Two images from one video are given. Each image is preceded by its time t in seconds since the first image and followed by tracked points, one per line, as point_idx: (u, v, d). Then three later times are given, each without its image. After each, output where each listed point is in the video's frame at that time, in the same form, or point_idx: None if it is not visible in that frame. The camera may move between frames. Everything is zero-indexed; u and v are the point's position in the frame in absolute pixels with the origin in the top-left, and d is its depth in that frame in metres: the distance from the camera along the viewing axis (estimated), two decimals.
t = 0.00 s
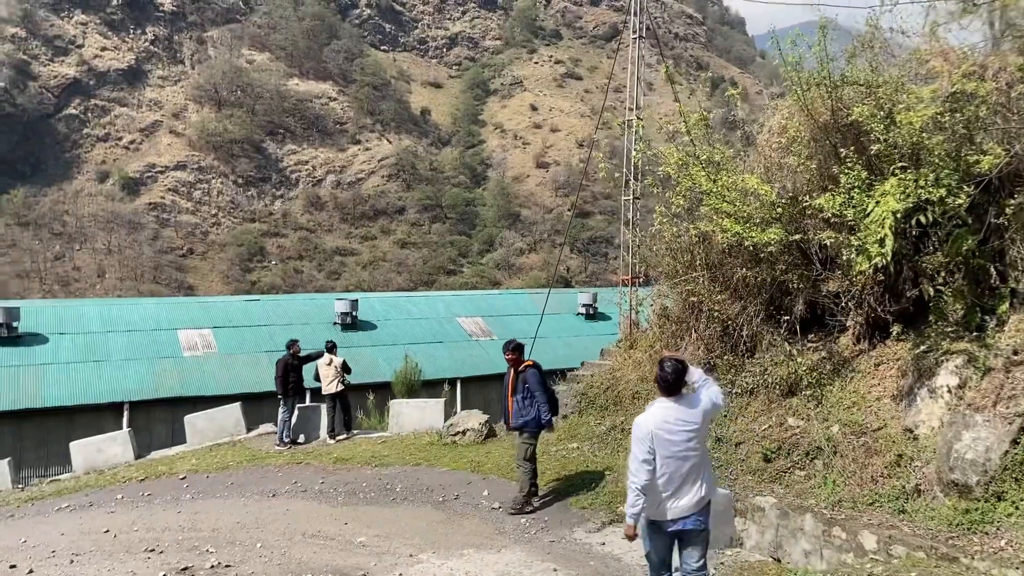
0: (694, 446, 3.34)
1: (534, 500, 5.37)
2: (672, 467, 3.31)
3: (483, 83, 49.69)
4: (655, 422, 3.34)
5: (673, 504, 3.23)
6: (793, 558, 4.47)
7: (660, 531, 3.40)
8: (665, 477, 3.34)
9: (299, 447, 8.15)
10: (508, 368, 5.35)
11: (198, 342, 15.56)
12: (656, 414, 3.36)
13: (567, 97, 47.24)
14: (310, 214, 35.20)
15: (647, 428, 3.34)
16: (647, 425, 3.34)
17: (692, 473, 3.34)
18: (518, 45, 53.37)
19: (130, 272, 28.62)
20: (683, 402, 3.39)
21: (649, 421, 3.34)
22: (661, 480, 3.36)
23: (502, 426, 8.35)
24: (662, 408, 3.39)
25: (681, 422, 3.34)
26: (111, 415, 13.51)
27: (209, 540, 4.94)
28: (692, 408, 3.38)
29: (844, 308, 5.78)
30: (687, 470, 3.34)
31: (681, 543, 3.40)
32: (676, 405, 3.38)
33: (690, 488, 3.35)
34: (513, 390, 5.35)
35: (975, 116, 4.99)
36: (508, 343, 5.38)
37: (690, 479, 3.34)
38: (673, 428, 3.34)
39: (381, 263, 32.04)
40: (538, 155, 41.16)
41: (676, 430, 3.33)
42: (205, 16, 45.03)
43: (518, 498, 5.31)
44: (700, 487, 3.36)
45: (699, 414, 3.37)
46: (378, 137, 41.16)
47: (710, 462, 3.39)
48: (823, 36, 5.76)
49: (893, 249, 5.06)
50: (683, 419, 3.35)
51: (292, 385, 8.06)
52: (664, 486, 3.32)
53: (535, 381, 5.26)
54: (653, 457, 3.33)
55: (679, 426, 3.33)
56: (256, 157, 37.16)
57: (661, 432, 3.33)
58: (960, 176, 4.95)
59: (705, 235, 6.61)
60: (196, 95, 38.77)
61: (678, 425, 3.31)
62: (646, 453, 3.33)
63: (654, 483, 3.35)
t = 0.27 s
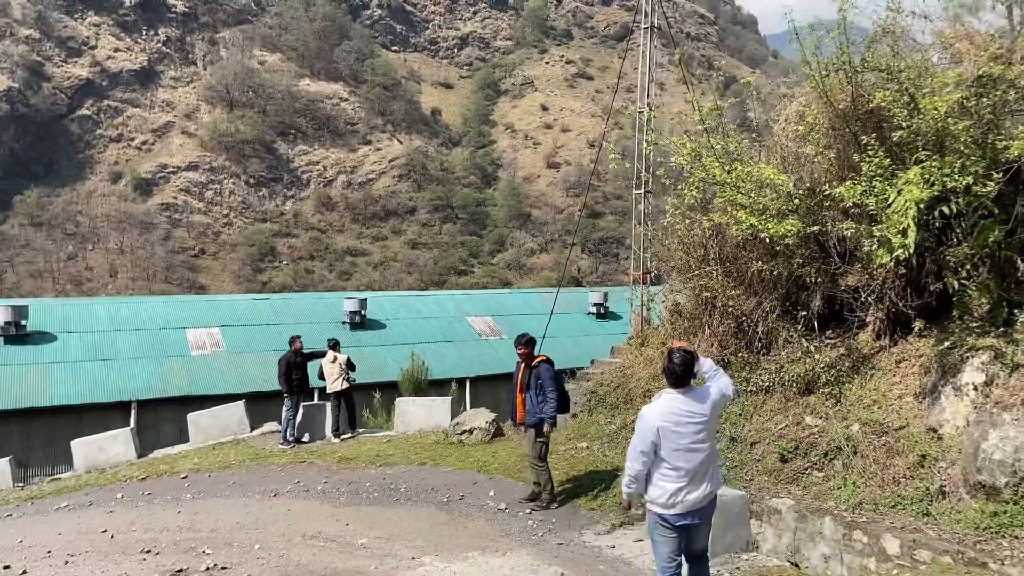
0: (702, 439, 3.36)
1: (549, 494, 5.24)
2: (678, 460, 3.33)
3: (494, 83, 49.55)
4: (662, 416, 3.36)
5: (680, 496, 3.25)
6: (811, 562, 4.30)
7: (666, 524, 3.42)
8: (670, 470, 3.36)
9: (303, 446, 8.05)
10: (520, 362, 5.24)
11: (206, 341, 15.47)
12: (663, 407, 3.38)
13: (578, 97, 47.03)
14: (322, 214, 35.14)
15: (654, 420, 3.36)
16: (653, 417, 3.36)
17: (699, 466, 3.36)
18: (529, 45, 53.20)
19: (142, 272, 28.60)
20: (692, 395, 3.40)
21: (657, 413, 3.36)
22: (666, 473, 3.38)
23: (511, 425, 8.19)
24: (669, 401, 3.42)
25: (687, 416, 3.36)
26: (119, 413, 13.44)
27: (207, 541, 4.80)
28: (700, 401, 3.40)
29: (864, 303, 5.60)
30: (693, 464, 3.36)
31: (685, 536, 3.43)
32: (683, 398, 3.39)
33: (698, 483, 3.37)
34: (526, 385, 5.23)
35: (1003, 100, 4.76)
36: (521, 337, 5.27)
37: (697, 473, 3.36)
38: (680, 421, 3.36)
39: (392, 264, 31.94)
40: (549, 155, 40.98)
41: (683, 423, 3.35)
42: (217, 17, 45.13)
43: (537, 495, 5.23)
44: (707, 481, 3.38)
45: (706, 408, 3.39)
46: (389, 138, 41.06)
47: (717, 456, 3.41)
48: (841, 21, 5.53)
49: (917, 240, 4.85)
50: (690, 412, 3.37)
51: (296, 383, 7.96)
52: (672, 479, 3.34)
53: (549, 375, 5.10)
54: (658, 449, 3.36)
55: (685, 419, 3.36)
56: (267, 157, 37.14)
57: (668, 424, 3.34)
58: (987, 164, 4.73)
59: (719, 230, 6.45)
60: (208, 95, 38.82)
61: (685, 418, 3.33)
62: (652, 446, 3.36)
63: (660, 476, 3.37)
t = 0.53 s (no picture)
0: (716, 441, 3.20)
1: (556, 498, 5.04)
2: (692, 464, 3.16)
3: (504, 84, 49.44)
4: (676, 417, 3.17)
5: (696, 503, 3.08)
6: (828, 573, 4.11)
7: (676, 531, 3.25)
8: (683, 475, 3.19)
9: (305, 447, 7.94)
10: (532, 364, 5.07)
11: (212, 342, 15.37)
12: (676, 408, 3.20)
13: (588, 98, 46.86)
14: (332, 216, 35.08)
15: (668, 422, 3.17)
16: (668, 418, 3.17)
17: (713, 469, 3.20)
18: (539, 46, 53.09)
19: (153, 273, 28.58)
20: (704, 395, 3.24)
21: (670, 415, 3.18)
22: (679, 476, 3.21)
23: (517, 428, 8.02)
24: (681, 401, 3.24)
25: (702, 417, 3.19)
26: (124, 415, 13.34)
27: (201, 548, 4.65)
28: (712, 402, 3.24)
29: (883, 303, 5.40)
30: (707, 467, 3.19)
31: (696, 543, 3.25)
32: (696, 398, 3.22)
33: (711, 488, 3.20)
34: (536, 388, 5.07)
35: None
36: (534, 338, 5.09)
37: (711, 477, 3.20)
38: (694, 422, 3.19)
39: (402, 265, 31.84)
40: (559, 156, 40.82)
41: (697, 425, 3.18)
42: (228, 20, 45.25)
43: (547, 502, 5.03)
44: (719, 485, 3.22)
45: (720, 408, 3.23)
46: (399, 139, 41.00)
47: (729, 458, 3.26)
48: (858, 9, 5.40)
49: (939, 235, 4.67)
50: (704, 412, 3.20)
51: (299, 384, 7.86)
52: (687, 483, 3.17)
53: (559, 380, 4.93)
54: (672, 453, 3.18)
55: (700, 420, 3.18)
56: (278, 159, 37.13)
57: (682, 426, 3.17)
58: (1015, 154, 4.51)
59: (732, 227, 6.26)
60: (218, 97, 38.88)
61: (701, 420, 3.16)
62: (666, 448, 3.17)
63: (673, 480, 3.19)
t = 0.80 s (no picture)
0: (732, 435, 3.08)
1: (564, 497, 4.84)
2: (710, 459, 3.04)
3: (512, 85, 49.28)
4: (690, 411, 3.05)
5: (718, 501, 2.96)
6: None
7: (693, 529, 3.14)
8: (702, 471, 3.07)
9: (306, 447, 7.82)
10: (539, 363, 4.90)
11: (217, 341, 15.25)
12: (690, 402, 3.08)
13: (597, 99, 46.66)
14: (340, 217, 34.98)
15: (682, 416, 3.05)
16: (682, 413, 3.05)
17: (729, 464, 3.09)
18: (546, 48, 52.92)
19: (162, 274, 28.52)
20: (717, 388, 3.13)
21: (684, 409, 3.05)
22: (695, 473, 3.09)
23: (524, 428, 7.85)
24: (695, 394, 3.12)
25: (716, 410, 3.07)
26: (128, 415, 13.23)
27: (194, 552, 4.50)
28: (726, 395, 3.13)
29: (902, 298, 5.22)
30: (723, 462, 3.08)
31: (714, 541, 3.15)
32: (710, 391, 3.10)
33: (727, 483, 3.10)
34: (544, 387, 4.90)
35: None
36: (541, 334, 4.92)
37: (727, 472, 3.09)
38: (708, 415, 3.08)
39: (410, 266, 31.72)
40: (567, 157, 40.64)
41: (712, 419, 3.06)
42: (236, 22, 45.30)
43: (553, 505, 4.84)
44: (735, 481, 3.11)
45: (734, 400, 3.12)
46: (407, 140, 40.88)
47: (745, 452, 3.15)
48: None
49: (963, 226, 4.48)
50: (717, 405, 3.09)
51: (300, 382, 7.74)
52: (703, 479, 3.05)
53: (569, 378, 4.77)
54: (689, 448, 3.06)
55: (714, 414, 3.06)
56: (286, 160, 37.08)
57: (697, 420, 3.05)
58: None
59: (746, 221, 6.08)
60: (227, 99, 38.89)
61: (716, 413, 3.04)
62: (680, 444, 3.05)
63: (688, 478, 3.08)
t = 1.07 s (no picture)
0: (745, 441, 2.91)
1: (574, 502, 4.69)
2: (720, 467, 2.89)
3: (520, 87, 49.15)
4: (698, 417, 2.90)
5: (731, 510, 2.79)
6: None
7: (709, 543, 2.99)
8: (713, 480, 2.91)
9: (310, 452, 7.67)
10: (546, 364, 4.70)
11: (223, 342, 15.13)
12: (698, 407, 2.93)
13: (605, 101, 46.47)
14: (348, 218, 34.90)
15: (690, 422, 2.91)
16: (690, 419, 2.90)
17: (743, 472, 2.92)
18: (555, 49, 52.77)
19: (171, 276, 28.50)
20: (729, 392, 2.95)
21: (691, 415, 2.91)
22: (706, 481, 2.94)
23: (531, 431, 7.68)
24: (704, 399, 2.97)
25: (727, 414, 2.91)
26: (134, 417, 13.13)
27: (190, 561, 4.37)
28: (738, 399, 2.95)
29: (926, 299, 5.06)
30: (736, 471, 2.91)
31: (731, 556, 2.98)
32: (720, 396, 2.94)
33: (742, 494, 2.93)
34: (552, 389, 4.69)
35: None
36: (545, 335, 4.72)
37: (741, 481, 2.92)
38: (719, 421, 2.91)
39: (418, 267, 31.62)
40: (575, 158, 40.47)
41: (723, 425, 2.90)
42: (246, 24, 45.38)
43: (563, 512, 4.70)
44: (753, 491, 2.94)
45: (747, 405, 2.94)
46: (415, 141, 40.78)
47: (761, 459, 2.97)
48: None
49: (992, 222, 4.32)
50: (729, 409, 2.92)
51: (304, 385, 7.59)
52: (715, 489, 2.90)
53: (579, 378, 4.60)
54: (699, 455, 2.91)
55: (725, 419, 2.90)
56: (295, 162, 37.04)
57: (706, 427, 2.89)
58: None
59: (761, 219, 5.94)
60: (236, 101, 38.88)
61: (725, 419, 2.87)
62: (689, 451, 2.90)
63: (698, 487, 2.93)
